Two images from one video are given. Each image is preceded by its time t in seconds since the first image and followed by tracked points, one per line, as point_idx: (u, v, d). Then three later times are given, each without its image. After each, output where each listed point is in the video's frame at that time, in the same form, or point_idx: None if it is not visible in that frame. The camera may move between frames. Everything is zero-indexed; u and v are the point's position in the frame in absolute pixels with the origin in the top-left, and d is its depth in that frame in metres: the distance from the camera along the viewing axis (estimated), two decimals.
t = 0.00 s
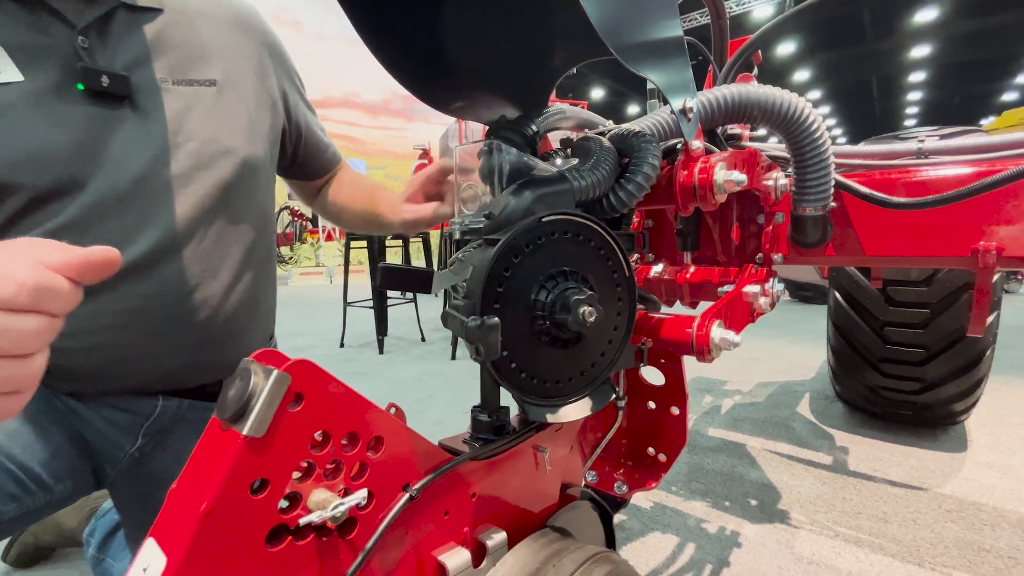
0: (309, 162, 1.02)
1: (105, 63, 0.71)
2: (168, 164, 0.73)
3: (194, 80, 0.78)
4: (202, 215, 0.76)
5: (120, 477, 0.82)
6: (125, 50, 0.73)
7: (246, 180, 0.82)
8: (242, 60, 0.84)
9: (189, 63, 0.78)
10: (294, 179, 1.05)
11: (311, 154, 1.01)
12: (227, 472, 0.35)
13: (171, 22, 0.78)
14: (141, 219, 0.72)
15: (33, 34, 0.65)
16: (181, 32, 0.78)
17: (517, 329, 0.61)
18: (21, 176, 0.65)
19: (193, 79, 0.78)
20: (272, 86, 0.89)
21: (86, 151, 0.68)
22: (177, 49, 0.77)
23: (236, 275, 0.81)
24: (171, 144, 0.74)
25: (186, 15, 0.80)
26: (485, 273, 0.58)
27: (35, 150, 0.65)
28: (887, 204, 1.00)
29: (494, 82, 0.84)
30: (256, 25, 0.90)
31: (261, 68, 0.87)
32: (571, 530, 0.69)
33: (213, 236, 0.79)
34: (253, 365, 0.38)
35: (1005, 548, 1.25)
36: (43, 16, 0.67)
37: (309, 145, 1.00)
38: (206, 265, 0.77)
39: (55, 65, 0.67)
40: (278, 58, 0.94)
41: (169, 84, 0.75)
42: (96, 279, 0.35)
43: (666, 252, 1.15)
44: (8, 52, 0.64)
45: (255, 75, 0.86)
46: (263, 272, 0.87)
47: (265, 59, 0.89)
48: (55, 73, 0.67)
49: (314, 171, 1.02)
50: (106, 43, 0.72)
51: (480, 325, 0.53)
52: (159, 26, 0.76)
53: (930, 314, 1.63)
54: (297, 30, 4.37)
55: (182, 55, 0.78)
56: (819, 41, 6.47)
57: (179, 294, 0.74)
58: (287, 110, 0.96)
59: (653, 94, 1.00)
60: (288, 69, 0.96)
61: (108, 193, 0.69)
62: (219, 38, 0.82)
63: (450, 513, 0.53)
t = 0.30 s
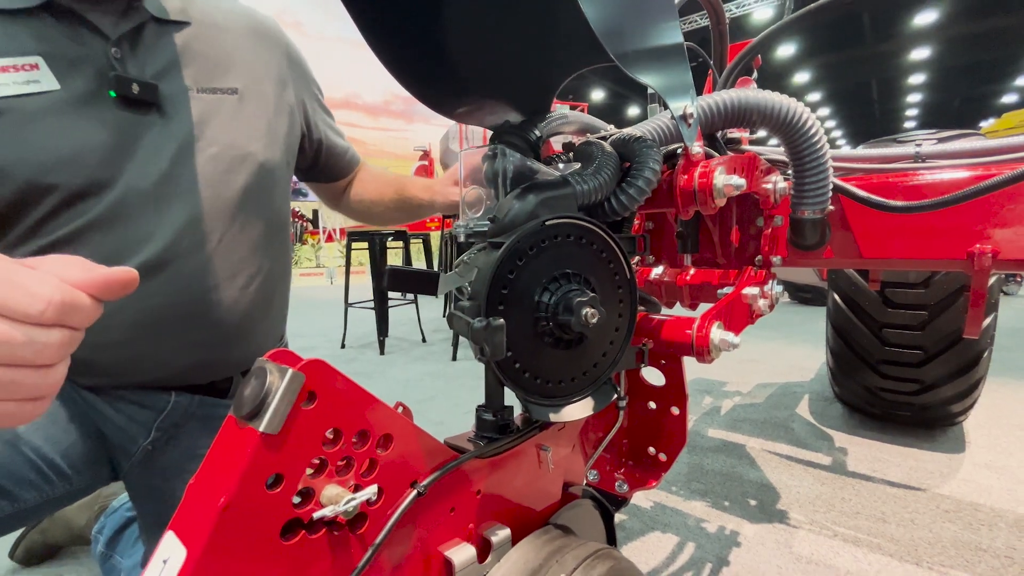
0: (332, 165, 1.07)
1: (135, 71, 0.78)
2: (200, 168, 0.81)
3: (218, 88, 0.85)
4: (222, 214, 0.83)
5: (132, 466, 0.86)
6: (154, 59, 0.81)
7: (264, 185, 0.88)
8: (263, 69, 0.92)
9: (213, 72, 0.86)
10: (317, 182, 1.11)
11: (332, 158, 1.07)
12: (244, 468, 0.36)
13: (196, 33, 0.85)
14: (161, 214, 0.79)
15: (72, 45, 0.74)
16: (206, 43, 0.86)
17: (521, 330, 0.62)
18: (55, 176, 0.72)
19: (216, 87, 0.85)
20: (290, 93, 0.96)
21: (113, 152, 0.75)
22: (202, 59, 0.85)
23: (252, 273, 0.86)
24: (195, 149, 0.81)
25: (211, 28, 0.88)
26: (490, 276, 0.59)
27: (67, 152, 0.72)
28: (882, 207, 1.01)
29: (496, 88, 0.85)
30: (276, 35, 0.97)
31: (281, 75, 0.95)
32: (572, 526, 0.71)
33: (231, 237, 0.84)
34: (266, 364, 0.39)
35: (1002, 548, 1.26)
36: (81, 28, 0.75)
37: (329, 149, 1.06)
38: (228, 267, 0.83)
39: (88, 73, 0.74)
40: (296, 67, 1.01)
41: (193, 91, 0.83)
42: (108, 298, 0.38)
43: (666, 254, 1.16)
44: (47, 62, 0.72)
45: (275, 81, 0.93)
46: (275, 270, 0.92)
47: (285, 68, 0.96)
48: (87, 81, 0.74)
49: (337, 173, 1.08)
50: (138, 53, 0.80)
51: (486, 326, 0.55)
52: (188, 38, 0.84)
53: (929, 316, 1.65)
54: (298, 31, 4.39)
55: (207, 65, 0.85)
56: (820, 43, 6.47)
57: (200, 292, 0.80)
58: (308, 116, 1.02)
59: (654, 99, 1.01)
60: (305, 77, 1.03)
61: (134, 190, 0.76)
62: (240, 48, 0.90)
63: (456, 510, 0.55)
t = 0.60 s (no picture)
0: (357, 174, 1.09)
1: (172, 81, 0.81)
2: (225, 170, 0.83)
3: (247, 99, 0.87)
4: (253, 210, 0.85)
5: (141, 460, 0.87)
6: (191, 69, 0.83)
7: (286, 192, 0.90)
8: (291, 82, 0.94)
9: (245, 84, 0.88)
10: (341, 191, 1.12)
11: (356, 167, 1.09)
12: (263, 463, 0.38)
13: (232, 48, 0.88)
14: (184, 215, 0.80)
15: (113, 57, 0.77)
16: (239, 56, 0.88)
17: (526, 330, 0.63)
18: (85, 176, 0.75)
19: (246, 98, 0.87)
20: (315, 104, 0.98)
21: (143, 156, 0.78)
22: (236, 72, 0.87)
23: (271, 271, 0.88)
24: (221, 157, 0.83)
25: (244, 43, 0.90)
26: (496, 277, 0.60)
27: (99, 155, 0.75)
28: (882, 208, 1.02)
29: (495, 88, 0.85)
30: (305, 49, 1.00)
31: (309, 86, 0.98)
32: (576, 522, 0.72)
33: (248, 241, 0.85)
34: (282, 363, 0.40)
35: (1000, 546, 1.27)
36: (122, 39, 0.78)
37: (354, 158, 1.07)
38: (258, 258, 0.86)
39: (127, 81, 0.77)
40: (324, 79, 1.03)
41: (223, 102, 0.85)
42: (118, 280, 0.40)
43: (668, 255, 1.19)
44: (92, 72, 0.75)
45: (303, 94, 0.95)
46: (295, 266, 0.93)
47: (312, 81, 0.98)
48: (124, 90, 0.77)
49: (361, 182, 1.10)
50: (176, 64, 0.82)
51: (493, 325, 0.56)
52: (226, 52, 0.87)
53: (928, 316, 1.66)
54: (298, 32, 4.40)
55: (240, 77, 0.87)
56: (819, 44, 6.49)
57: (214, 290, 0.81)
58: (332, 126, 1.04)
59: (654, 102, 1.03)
60: (333, 89, 1.05)
61: (165, 190, 0.79)
62: (272, 61, 0.92)
63: (464, 505, 0.56)
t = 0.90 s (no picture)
0: (353, 170, 1.11)
1: (158, 82, 0.80)
2: (212, 173, 0.81)
3: (237, 99, 0.86)
4: (239, 216, 0.84)
5: (144, 463, 0.87)
6: (179, 69, 0.82)
7: (276, 193, 0.89)
8: (285, 79, 0.94)
9: (234, 83, 0.87)
10: (337, 186, 1.13)
11: (353, 163, 1.10)
12: (281, 459, 0.39)
13: (222, 45, 0.87)
14: (174, 222, 0.80)
15: (98, 58, 0.75)
16: (231, 54, 0.87)
17: (531, 329, 0.65)
18: (74, 185, 0.74)
19: (236, 98, 0.86)
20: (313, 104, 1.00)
21: (133, 159, 0.77)
22: (226, 71, 0.86)
23: (257, 279, 0.87)
24: (207, 155, 0.82)
25: (236, 41, 0.89)
26: (503, 278, 0.62)
27: (93, 159, 0.74)
28: (880, 209, 1.04)
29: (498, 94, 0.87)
30: (299, 46, 0.99)
31: (307, 84, 0.99)
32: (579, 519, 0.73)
33: (234, 249, 0.84)
34: (297, 362, 0.42)
35: (995, 542, 1.29)
36: (108, 40, 0.76)
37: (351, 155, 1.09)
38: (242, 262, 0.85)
39: (114, 82, 0.76)
40: (321, 74, 1.04)
41: (212, 102, 0.84)
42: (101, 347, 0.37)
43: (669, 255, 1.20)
44: (78, 75, 0.74)
45: (299, 90, 0.96)
46: (284, 277, 0.93)
47: (308, 77, 0.99)
48: (110, 91, 0.76)
49: (358, 178, 1.12)
50: (162, 63, 0.81)
51: (500, 326, 0.57)
52: (214, 50, 0.85)
53: (925, 315, 1.68)
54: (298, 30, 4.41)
55: (233, 76, 0.87)
56: (819, 42, 6.51)
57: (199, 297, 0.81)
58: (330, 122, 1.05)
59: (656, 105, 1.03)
60: (331, 86, 1.07)
61: (146, 199, 0.78)
62: (264, 59, 0.92)
63: (471, 500, 0.57)
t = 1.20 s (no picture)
0: (352, 173, 1.12)
1: (157, 98, 0.77)
2: (212, 186, 0.80)
3: (235, 109, 0.84)
4: (245, 225, 0.83)
5: (162, 465, 0.89)
6: (176, 84, 0.80)
7: (277, 203, 0.87)
8: (277, 87, 0.91)
9: (231, 95, 0.85)
10: (338, 186, 1.15)
11: (351, 165, 1.12)
12: (317, 460, 0.41)
13: (217, 56, 0.84)
14: (185, 234, 0.78)
15: (96, 75, 0.72)
16: (226, 65, 0.85)
17: (542, 334, 0.67)
18: (82, 204, 0.71)
19: (234, 108, 0.84)
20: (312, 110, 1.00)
21: (137, 177, 0.74)
22: (222, 82, 0.84)
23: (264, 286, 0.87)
24: (208, 170, 0.80)
25: (230, 50, 0.87)
26: (515, 286, 0.64)
27: (97, 179, 0.72)
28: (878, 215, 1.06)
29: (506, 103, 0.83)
30: (292, 51, 0.98)
31: (301, 90, 0.96)
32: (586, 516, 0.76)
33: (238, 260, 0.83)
34: (327, 369, 0.44)
35: (986, 536, 1.33)
36: (105, 57, 0.73)
37: (349, 156, 1.10)
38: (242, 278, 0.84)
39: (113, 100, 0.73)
40: (313, 78, 1.02)
41: (209, 114, 0.81)
42: (142, 361, 0.39)
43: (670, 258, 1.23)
44: (77, 93, 0.71)
45: (291, 100, 0.93)
46: (288, 283, 0.92)
47: (300, 84, 0.96)
48: (112, 109, 0.73)
49: (357, 179, 1.13)
50: (160, 78, 0.79)
51: (515, 332, 0.60)
52: (206, 62, 0.83)
53: (919, 316, 1.71)
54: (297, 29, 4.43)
55: (226, 87, 0.84)
56: (814, 42, 6.58)
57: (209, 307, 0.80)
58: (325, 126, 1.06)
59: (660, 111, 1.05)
60: (325, 88, 1.06)
61: (161, 209, 0.76)
62: (259, 68, 0.89)
63: (487, 498, 0.60)
